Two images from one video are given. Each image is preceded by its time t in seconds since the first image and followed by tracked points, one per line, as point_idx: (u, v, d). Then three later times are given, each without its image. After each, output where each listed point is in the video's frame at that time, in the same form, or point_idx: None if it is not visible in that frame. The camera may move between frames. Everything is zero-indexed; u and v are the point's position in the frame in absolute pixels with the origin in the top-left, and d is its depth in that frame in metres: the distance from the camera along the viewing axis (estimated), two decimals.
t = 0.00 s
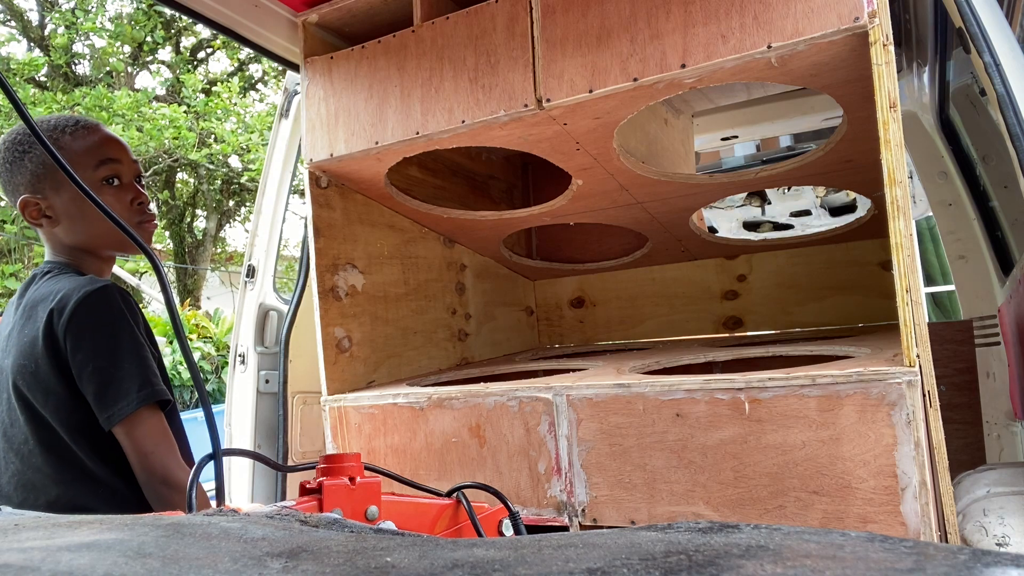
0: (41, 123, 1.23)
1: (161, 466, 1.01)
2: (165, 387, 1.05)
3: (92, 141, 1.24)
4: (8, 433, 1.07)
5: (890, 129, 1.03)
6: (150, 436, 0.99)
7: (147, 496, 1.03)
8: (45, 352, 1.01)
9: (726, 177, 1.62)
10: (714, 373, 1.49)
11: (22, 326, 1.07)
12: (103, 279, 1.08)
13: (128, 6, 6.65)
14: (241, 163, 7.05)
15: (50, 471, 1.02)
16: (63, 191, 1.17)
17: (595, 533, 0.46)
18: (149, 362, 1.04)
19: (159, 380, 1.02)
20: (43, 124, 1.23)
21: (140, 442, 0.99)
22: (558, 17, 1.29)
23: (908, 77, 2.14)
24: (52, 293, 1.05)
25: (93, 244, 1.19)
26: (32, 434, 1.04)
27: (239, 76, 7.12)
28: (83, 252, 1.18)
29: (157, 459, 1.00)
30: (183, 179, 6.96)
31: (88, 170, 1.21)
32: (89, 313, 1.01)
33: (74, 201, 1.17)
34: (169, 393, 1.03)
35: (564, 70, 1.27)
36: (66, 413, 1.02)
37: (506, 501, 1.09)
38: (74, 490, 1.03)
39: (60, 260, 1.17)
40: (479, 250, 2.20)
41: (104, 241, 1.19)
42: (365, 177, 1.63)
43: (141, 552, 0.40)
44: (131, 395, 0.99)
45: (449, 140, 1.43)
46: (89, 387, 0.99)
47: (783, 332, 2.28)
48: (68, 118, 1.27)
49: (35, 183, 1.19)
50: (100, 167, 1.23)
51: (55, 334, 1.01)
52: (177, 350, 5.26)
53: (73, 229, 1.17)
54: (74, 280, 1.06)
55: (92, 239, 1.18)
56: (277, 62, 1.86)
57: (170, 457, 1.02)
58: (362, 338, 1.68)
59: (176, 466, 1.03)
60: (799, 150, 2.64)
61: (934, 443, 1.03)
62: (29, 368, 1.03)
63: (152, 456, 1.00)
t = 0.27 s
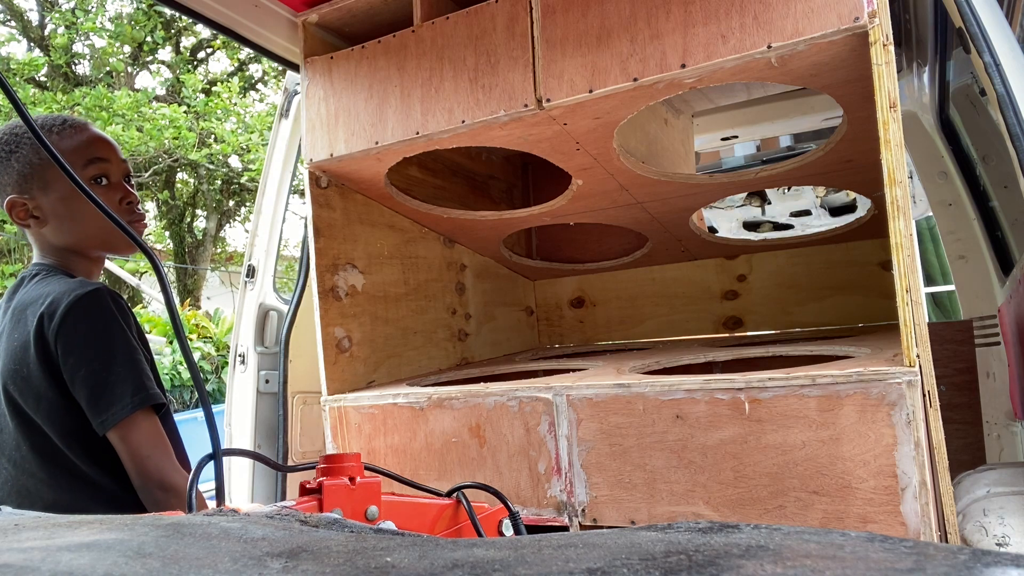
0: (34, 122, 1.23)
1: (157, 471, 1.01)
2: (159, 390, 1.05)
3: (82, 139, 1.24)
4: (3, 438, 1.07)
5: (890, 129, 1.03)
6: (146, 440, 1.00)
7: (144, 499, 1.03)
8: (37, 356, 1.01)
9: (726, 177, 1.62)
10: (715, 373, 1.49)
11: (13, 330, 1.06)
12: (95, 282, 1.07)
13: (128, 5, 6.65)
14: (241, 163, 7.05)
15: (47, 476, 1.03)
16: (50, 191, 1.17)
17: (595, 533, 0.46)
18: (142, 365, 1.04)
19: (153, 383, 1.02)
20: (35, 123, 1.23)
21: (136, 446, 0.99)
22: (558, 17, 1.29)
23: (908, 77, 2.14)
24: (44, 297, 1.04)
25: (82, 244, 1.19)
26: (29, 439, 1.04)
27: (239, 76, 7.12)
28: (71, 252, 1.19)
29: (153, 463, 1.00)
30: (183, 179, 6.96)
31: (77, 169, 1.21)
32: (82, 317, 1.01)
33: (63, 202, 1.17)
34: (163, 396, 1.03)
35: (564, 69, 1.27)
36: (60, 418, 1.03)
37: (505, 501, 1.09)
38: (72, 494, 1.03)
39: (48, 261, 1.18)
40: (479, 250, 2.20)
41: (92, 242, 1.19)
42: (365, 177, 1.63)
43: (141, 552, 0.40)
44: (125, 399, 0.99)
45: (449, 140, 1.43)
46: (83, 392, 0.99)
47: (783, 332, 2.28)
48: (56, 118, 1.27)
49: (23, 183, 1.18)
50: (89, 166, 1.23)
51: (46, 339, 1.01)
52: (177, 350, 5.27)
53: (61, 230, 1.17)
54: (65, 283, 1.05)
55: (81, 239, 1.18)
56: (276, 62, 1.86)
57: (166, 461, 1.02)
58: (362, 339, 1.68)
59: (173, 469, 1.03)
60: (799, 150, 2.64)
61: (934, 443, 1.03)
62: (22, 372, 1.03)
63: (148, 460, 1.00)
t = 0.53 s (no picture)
0: (38, 122, 1.24)
1: (157, 471, 1.01)
2: (159, 391, 1.05)
3: (85, 139, 1.24)
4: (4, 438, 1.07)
5: (890, 129, 1.03)
6: (146, 440, 0.99)
7: (143, 500, 1.03)
8: (37, 356, 1.01)
9: (726, 177, 1.62)
10: (714, 373, 1.49)
11: (14, 330, 1.06)
12: (96, 282, 1.07)
13: (128, 5, 6.65)
14: (241, 163, 7.06)
15: (47, 476, 1.03)
16: (54, 192, 1.17)
17: (595, 533, 0.46)
18: (143, 365, 1.03)
19: (153, 384, 1.02)
20: (39, 124, 1.24)
21: (135, 446, 0.99)
22: (558, 17, 1.29)
23: (908, 77, 2.14)
24: (45, 297, 1.04)
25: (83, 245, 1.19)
26: (29, 439, 1.04)
27: (239, 76, 7.12)
28: (72, 253, 1.18)
29: (152, 464, 1.00)
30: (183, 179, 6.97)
31: (78, 169, 1.21)
32: (83, 316, 1.01)
33: (66, 202, 1.17)
34: (163, 397, 1.03)
35: (564, 69, 1.27)
36: (60, 418, 1.02)
37: (505, 501, 1.09)
38: (72, 494, 1.03)
39: (49, 261, 1.17)
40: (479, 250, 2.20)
41: (93, 242, 1.19)
42: (365, 177, 1.63)
43: (141, 552, 0.40)
44: (126, 400, 0.99)
45: (449, 140, 1.43)
46: (83, 392, 0.99)
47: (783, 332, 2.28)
48: (60, 118, 1.27)
49: (25, 183, 1.18)
50: (91, 167, 1.23)
51: (47, 339, 1.01)
52: (177, 350, 5.27)
53: (63, 230, 1.17)
54: (66, 283, 1.05)
55: (82, 240, 1.18)
56: (277, 62, 1.86)
57: (166, 462, 1.02)
58: (362, 339, 1.68)
59: (172, 470, 1.03)
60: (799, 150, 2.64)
61: (934, 443, 1.03)
62: (23, 371, 1.02)
63: (148, 461, 1.00)
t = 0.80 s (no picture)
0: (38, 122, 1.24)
1: (156, 472, 1.01)
2: (159, 392, 1.05)
3: (85, 140, 1.24)
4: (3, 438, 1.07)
5: (890, 129, 1.03)
6: (145, 441, 0.99)
7: (142, 501, 1.03)
8: (37, 357, 1.01)
9: (726, 177, 1.62)
10: (714, 373, 1.49)
11: (14, 330, 1.06)
12: (96, 283, 1.07)
13: (128, 6, 6.65)
14: (241, 163, 7.06)
15: (46, 476, 1.03)
16: (54, 192, 1.17)
17: (595, 533, 0.46)
18: (142, 366, 1.03)
19: (152, 385, 1.02)
20: (39, 124, 1.24)
21: (134, 447, 0.99)
22: (558, 18, 1.29)
23: (908, 77, 2.14)
24: (44, 297, 1.04)
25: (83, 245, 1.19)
26: (28, 439, 1.04)
27: (239, 76, 7.12)
28: (72, 253, 1.18)
29: (151, 465, 1.00)
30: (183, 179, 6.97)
31: (78, 170, 1.21)
32: (82, 317, 1.01)
33: (66, 202, 1.17)
34: (162, 398, 1.03)
35: (564, 69, 1.27)
36: (59, 418, 1.02)
37: (505, 501, 1.09)
38: (70, 495, 1.03)
39: (48, 262, 1.17)
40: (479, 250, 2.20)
41: (93, 242, 1.19)
42: (365, 177, 1.63)
43: (141, 552, 0.40)
44: (125, 401, 0.99)
45: (449, 140, 1.43)
46: (82, 393, 0.99)
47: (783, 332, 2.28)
48: (60, 118, 1.27)
49: (25, 183, 1.18)
50: (92, 167, 1.23)
51: (46, 339, 1.01)
52: (177, 350, 5.27)
53: (62, 230, 1.17)
54: (66, 283, 1.05)
55: (82, 240, 1.18)
56: (277, 62, 1.86)
57: (165, 463, 1.02)
58: (362, 339, 1.68)
59: (171, 471, 1.03)
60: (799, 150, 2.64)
61: (934, 443, 1.03)
62: (22, 372, 1.02)
63: (147, 462, 1.00)
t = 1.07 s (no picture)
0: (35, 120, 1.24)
1: (155, 473, 1.01)
2: (158, 392, 1.05)
3: (83, 139, 1.24)
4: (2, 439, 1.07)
5: (890, 129, 1.03)
6: (144, 442, 0.99)
7: (141, 502, 1.03)
8: (35, 356, 1.01)
9: (725, 177, 1.62)
10: (714, 373, 1.49)
11: (13, 330, 1.06)
12: (95, 283, 1.07)
13: (128, 5, 6.65)
14: (241, 163, 7.06)
15: (46, 476, 1.03)
16: (52, 192, 1.17)
17: (596, 533, 0.46)
18: (141, 367, 1.04)
19: (151, 385, 1.02)
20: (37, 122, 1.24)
21: (133, 448, 0.99)
22: (557, 18, 1.29)
23: (908, 77, 2.14)
24: (43, 297, 1.04)
25: (82, 245, 1.19)
26: (28, 439, 1.04)
27: (239, 76, 7.12)
28: (71, 253, 1.18)
29: (150, 465, 1.00)
30: (183, 179, 6.97)
31: (77, 169, 1.21)
32: (81, 318, 1.01)
33: (64, 202, 1.17)
34: (161, 398, 1.03)
35: (564, 69, 1.27)
36: (59, 418, 1.02)
37: (505, 501, 1.09)
38: (70, 495, 1.03)
39: (48, 262, 1.17)
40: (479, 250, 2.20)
41: (92, 242, 1.19)
42: (365, 178, 1.63)
43: (141, 552, 0.40)
44: (124, 401, 0.99)
45: (449, 140, 1.43)
46: (81, 393, 0.99)
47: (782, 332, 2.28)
48: (57, 118, 1.27)
49: (24, 183, 1.18)
50: (90, 167, 1.23)
51: (45, 340, 1.01)
52: (177, 349, 5.28)
53: (61, 230, 1.17)
54: (65, 283, 1.05)
55: (81, 240, 1.18)
56: (276, 61, 1.86)
57: (165, 463, 1.02)
58: (362, 339, 1.68)
59: (170, 472, 1.03)
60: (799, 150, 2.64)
61: (934, 444, 1.03)
62: (21, 373, 1.03)
63: (146, 463, 1.00)
